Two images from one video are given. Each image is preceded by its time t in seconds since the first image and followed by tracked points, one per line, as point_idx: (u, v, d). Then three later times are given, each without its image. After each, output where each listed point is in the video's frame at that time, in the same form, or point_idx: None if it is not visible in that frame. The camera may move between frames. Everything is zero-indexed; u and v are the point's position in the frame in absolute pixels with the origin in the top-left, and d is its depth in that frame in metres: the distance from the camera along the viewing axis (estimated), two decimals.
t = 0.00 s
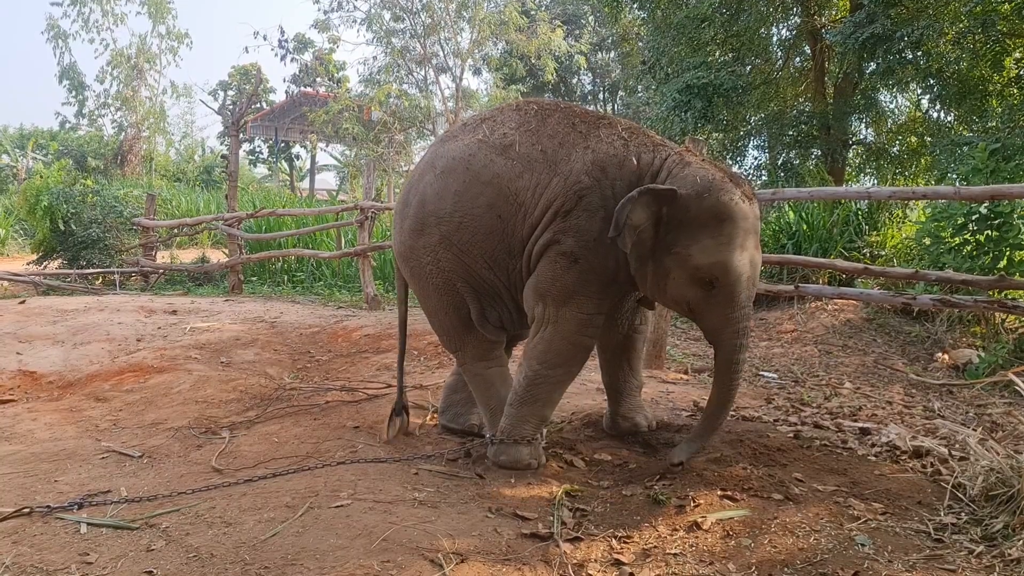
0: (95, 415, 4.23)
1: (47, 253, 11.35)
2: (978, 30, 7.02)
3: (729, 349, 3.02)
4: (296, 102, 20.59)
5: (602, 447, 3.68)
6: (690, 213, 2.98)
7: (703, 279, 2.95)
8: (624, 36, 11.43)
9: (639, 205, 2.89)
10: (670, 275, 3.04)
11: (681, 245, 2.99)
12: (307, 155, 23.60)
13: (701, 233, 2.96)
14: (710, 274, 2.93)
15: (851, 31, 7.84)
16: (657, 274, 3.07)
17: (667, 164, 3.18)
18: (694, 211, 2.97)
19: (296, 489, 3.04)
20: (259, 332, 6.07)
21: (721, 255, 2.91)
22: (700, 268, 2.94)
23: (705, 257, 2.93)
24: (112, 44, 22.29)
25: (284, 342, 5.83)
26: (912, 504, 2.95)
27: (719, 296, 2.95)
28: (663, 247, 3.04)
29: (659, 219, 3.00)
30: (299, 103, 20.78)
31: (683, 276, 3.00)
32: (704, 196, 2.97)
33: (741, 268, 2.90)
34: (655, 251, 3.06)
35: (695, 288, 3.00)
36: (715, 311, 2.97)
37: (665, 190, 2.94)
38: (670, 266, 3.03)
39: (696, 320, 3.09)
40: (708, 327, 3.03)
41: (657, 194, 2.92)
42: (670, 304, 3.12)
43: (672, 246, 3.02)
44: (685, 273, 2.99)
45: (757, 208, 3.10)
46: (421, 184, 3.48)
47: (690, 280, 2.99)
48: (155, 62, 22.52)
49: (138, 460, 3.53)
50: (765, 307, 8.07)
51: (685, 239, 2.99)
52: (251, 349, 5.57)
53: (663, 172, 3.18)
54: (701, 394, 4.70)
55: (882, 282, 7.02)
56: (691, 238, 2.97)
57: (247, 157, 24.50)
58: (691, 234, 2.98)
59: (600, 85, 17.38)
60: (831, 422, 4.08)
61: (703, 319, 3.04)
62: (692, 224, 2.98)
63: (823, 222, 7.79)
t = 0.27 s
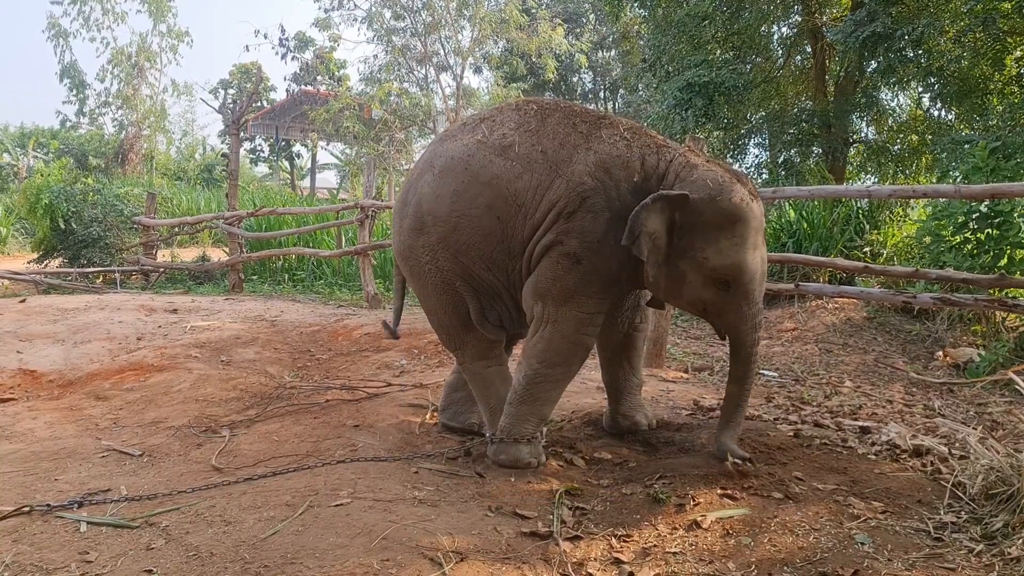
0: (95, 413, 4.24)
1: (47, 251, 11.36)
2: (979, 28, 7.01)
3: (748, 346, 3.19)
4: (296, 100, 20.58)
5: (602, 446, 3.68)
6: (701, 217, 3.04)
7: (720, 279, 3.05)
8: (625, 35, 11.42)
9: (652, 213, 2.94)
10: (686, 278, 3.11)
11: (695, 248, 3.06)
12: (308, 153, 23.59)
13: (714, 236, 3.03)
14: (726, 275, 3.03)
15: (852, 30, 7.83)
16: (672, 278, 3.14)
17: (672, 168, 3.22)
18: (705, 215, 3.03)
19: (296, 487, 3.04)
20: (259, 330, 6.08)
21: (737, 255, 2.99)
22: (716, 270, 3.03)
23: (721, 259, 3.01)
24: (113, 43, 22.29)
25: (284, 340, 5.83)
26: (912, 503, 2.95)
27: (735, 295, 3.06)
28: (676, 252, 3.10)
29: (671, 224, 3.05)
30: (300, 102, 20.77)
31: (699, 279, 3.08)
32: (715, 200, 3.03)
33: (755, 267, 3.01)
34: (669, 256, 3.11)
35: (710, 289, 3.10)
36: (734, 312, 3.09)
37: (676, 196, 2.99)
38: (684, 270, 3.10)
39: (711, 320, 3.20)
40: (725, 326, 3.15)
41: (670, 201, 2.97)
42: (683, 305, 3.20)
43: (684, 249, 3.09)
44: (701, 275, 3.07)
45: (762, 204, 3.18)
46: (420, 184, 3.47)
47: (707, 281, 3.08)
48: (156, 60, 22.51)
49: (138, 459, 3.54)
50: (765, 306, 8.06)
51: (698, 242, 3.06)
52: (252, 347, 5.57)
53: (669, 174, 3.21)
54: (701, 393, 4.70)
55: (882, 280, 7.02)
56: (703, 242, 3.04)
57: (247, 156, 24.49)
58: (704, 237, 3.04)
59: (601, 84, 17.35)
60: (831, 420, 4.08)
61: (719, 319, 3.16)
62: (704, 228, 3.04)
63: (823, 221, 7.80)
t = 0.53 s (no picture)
0: (96, 413, 4.24)
1: (48, 250, 11.36)
2: (981, 26, 7.01)
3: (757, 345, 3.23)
4: (297, 99, 20.57)
5: (602, 445, 3.68)
6: (710, 219, 3.05)
7: (728, 279, 3.09)
8: (625, 33, 11.41)
9: (666, 215, 2.93)
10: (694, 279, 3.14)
11: (704, 248, 3.09)
12: (308, 152, 23.59)
13: (723, 236, 3.06)
14: (735, 275, 3.07)
15: (852, 29, 7.82)
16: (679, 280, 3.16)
17: (678, 167, 3.22)
18: (714, 216, 3.04)
19: (297, 487, 3.04)
20: (260, 329, 6.08)
21: (745, 256, 3.04)
22: (725, 270, 3.07)
23: (730, 260, 3.05)
24: (114, 42, 22.29)
25: (285, 340, 5.83)
26: (913, 502, 2.95)
27: (742, 294, 3.11)
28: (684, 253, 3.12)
29: (681, 225, 3.06)
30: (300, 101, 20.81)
31: (707, 279, 3.12)
32: (724, 201, 3.04)
33: (761, 268, 3.07)
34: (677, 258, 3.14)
35: (718, 289, 3.14)
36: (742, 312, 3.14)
37: (687, 197, 2.99)
38: (692, 269, 3.13)
39: (716, 318, 3.24)
40: (730, 325, 3.20)
41: (682, 203, 2.97)
42: (689, 304, 3.24)
43: (693, 249, 3.11)
44: (709, 276, 3.11)
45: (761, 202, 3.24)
46: (421, 181, 3.46)
47: (714, 282, 3.12)
48: (156, 59, 22.51)
49: (139, 458, 3.54)
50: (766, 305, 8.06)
51: (706, 243, 3.08)
52: (253, 346, 5.57)
53: (673, 173, 3.21)
54: (702, 392, 4.70)
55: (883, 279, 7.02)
56: (712, 242, 3.07)
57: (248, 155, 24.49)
58: (711, 238, 3.07)
59: (602, 82, 17.33)
60: (832, 420, 4.08)
61: (726, 317, 3.21)
62: (713, 229, 3.06)
63: (824, 220, 7.84)
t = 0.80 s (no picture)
0: (96, 412, 4.24)
1: (49, 250, 11.36)
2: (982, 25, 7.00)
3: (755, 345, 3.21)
4: (298, 98, 20.56)
5: (602, 445, 3.68)
6: (708, 216, 3.06)
7: (724, 277, 3.08)
8: (626, 32, 11.39)
9: (663, 210, 2.93)
10: (690, 276, 3.13)
11: (700, 246, 3.08)
12: (309, 151, 23.58)
13: (720, 234, 3.06)
14: (731, 273, 3.06)
15: (853, 27, 7.81)
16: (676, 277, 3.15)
17: (675, 165, 3.23)
18: (712, 213, 3.04)
19: (296, 486, 3.04)
20: (260, 329, 6.08)
21: (741, 254, 3.04)
22: (721, 268, 3.06)
23: (726, 257, 3.04)
24: (114, 41, 22.29)
25: (285, 339, 5.83)
26: (913, 502, 2.95)
27: (738, 293, 3.10)
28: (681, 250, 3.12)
29: (678, 221, 3.06)
30: (301, 100, 20.79)
31: (703, 277, 3.11)
32: (721, 198, 3.05)
33: (758, 266, 3.06)
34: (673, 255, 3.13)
35: (714, 287, 3.13)
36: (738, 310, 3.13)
37: (685, 193, 2.99)
38: (689, 267, 3.13)
39: (712, 318, 3.23)
40: (726, 324, 3.19)
41: (680, 198, 2.97)
42: (685, 303, 3.23)
43: (690, 246, 3.11)
44: (705, 273, 3.10)
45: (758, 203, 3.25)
46: (417, 180, 3.43)
47: (711, 279, 3.11)
48: (157, 58, 22.50)
49: (139, 458, 3.54)
50: (767, 304, 8.05)
51: (703, 240, 3.08)
52: (253, 346, 5.57)
53: (671, 172, 3.22)
54: (702, 391, 4.70)
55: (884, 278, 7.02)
56: (709, 240, 3.07)
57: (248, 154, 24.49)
58: (708, 235, 3.07)
59: (602, 81, 17.29)
60: (833, 419, 4.07)
61: (722, 317, 3.19)
62: (710, 226, 3.07)
63: (824, 219, 7.83)
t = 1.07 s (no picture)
0: (95, 410, 4.23)
1: (49, 248, 11.35)
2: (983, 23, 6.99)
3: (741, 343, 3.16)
4: (298, 97, 20.54)
5: (602, 443, 3.67)
6: (700, 210, 3.06)
7: (714, 273, 3.08)
8: (627, 31, 11.37)
9: (653, 201, 2.93)
10: (681, 271, 3.13)
11: (692, 241, 3.08)
12: (309, 150, 23.57)
13: (711, 229, 3.06)
14: (722, 268, 3.05)
15: (854, 25, 7.79)
16: (666, 271, 3.15)
17: (669, 161, 3.23)
18: (704, 207, 3.05)
19: (295, 484, 3.04)
20: (260, 327, 6.07)
21: (732, 249, 3.04)
22: (712, 263, 3.06)
23: (718, 252, 3.04)
24: (114, 39, 22.25)
25: (285, 337, 5.82)
26: (913, 500, 2.94)
27: (728, 289, 3.09)
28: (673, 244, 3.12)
29: (670, 215, 3.06)
30: (301, 99, 20.78)
31: (694, 272, 3.11)
32: (714, 192, 3.05)
33: (748, 262, 3.05)
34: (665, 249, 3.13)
35: (704, 283, 3.12)
36: (727, 306, 3.11)
37: (678, 186, 2.99)
38: (679, 262, 3.12)
39: (701, 314, 3.22)
40: (715, 321, 3.17)
41: (672, 191, 2.97)
42: (675, 299, 3.22)
43: (681, 241, 3.11)
44: (696, 268, 3.10)
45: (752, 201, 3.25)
46: (411, 180, 3.41)
47: (701, 275, 3.10)
48: (157, 57, 22.48)
49: (137, 456, 3.53)
50: (767, 302, 8.04)
51: (695, 235, 3.08)
52: (253, 344, 5.56)
53: (665, 167, 3.21)
54: (702, 389, 4.69)
55: (884, 276, 7.01)
56: (701, 234, 3.07)
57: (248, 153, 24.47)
58: (701, 229, 3.07)
59: (602, 80, 17.15)
60: (833, 417, 4.07)
61: (711, 313, 3.18)
62: (702, 220, 3.07)
63: (825, 218, 7.82)
